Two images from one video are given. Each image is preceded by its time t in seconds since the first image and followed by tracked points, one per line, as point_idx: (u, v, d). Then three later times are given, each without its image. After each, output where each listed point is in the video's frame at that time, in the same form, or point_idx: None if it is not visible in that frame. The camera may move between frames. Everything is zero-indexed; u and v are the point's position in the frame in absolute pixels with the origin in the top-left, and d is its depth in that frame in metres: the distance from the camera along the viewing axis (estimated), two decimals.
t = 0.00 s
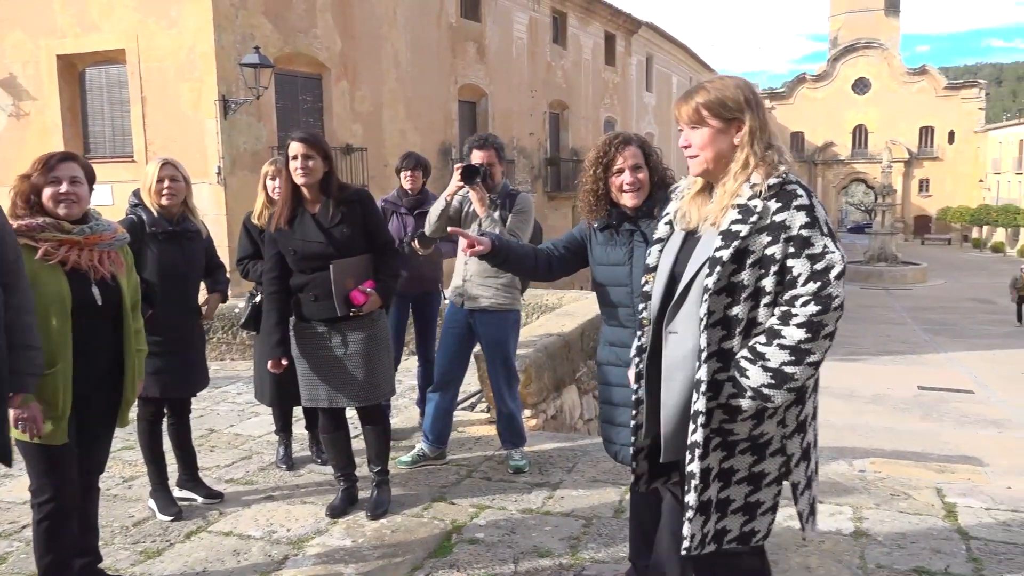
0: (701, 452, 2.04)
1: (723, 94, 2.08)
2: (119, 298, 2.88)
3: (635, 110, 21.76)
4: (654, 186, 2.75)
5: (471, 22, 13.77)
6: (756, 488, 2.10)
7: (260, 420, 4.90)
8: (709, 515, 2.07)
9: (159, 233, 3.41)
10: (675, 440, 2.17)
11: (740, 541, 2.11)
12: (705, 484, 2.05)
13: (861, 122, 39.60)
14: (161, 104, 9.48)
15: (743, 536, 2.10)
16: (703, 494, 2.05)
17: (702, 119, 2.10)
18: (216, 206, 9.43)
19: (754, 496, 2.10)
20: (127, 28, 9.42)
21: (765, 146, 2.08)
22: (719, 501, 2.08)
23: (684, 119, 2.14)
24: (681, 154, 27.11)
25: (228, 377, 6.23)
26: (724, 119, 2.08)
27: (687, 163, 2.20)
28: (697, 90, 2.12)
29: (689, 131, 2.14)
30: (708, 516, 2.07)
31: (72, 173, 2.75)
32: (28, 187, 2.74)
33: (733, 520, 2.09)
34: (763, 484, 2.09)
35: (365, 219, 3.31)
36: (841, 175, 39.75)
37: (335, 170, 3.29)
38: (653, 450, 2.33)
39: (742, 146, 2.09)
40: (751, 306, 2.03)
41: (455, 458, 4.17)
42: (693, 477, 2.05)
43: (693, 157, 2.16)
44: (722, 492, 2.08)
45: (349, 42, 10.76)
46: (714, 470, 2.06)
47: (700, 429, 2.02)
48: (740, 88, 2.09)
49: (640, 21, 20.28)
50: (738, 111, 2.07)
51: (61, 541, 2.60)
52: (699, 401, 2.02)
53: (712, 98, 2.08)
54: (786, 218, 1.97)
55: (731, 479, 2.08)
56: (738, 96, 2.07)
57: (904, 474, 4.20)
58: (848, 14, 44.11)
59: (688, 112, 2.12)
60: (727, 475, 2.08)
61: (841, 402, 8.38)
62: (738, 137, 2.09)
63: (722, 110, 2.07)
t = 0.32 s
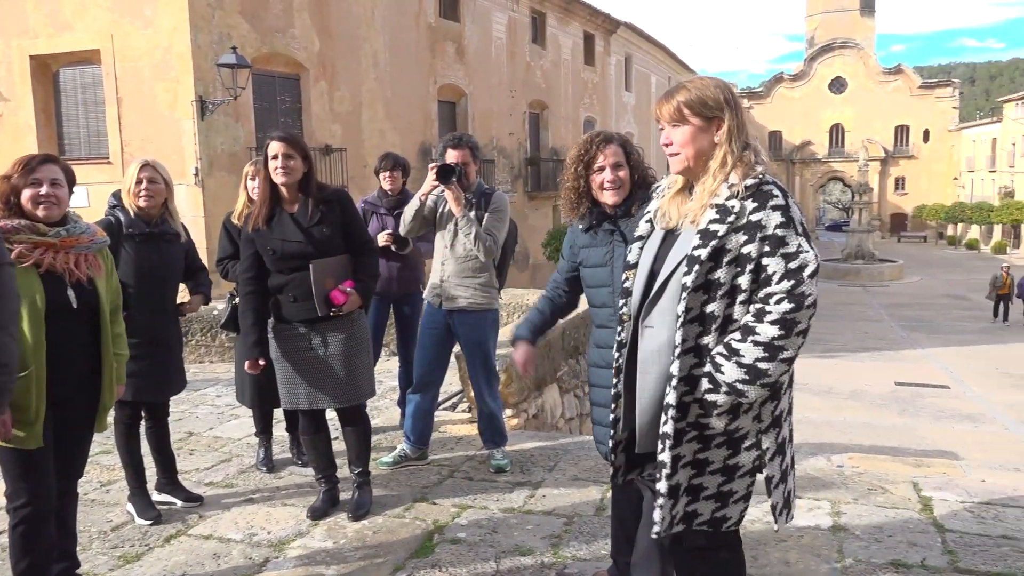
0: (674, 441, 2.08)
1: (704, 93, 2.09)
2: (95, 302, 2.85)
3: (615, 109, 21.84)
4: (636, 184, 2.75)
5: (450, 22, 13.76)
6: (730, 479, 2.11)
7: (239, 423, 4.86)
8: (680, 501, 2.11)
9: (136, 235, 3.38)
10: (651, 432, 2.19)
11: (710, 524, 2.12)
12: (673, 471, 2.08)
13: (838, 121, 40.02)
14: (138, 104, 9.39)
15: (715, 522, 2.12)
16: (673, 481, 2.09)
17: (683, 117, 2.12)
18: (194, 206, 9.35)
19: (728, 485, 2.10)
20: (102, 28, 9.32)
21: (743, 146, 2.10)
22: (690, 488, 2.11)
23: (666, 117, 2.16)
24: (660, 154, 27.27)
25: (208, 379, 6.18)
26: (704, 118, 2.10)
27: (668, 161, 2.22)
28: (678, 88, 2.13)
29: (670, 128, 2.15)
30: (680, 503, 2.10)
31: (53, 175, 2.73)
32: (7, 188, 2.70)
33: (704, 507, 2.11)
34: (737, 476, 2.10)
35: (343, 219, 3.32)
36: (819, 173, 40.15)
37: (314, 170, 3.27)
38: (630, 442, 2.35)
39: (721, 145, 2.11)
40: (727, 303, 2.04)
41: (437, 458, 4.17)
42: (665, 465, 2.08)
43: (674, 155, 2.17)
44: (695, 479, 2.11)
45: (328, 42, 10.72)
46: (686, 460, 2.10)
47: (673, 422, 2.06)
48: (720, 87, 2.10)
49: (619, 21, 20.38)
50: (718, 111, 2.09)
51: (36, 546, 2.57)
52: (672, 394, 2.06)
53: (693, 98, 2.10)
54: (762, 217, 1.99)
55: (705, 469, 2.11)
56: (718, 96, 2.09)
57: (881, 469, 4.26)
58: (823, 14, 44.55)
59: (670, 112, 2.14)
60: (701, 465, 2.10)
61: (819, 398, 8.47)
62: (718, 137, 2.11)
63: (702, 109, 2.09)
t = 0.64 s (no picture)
0: (653, 441, 2.11)
1: (687, 94, 2.10)
2: (72, 303, 2.83)
3: (593, 112, 21.93)
4: (610, 183, 2.70)
5: (429, 23, 13.75)
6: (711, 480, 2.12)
7: (216, 427, 4.82)
8: (658, 502, 2.13)
9: (106, 237, 3.31)
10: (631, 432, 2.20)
11: (693, 530, 2.11)
12: (651, 470, 2.12)
13: (814, 124, 40.47)
14: (112, 104, 9.28)
15: (698, 526, 2.10)
16: (651, 481, 2.12)
17: (666, 117, 2.11)
18: (170, 208, 9.25)
19: (710, 487, 2.09)
20: (76, 28, 9.22)
21: (723, 147, 2.12)
22: (671, 489, 2.13)
23: (648, 117, 2.15)
24: (639, 156, 27.43)
25: (183, 382, 6.12)
26: (688, 118, 2.10)
27: (650, 161, 2.22)
28: (661, 88, 2.13)
29: (654, 128, 2.15)
30: (659, 504, 2.12)
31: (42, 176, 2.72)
32: None
33: (686, 509, 2.11)
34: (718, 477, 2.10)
35: (324, 222, 3.31)
36: (795, 176, 40.61)
37: (293, 173, 3.26)
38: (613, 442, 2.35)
39: (704, 145, 2.12)
40: (706, 303, 2.06)
41: (414, 461, 4.16)
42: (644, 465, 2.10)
43: (657, 155, 2.17)
44: (676, 480, 2.12)
45: (305, 42, 10.67)
46: (666, 460, 2.12)
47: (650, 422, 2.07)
48: (702, 88, 2.11)
49: (597, 24, 20.46)
50: (701, 111, 2.10)
51: (10, 553, 2.52)
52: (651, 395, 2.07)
53: (676, 98, 2.10)
54: (740, 218, 2.01)
55: (687, 470, 2.12)
56: (701, 96, 2.10)
57: (855, 468, 4.31)
58: (799, 18, 45.03)
59: (653, 111, 2.13)
60: (682, 466, 2.12)
61: (795, 399, 8.56)
62: (701, 137, 2.13)
63: (686, 109, 2.09)
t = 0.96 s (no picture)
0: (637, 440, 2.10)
1: (668, 93, 2.11)
2: (53, 303, 2.82)
3: (575, 112, 22.00)
4: (587, 181, 2.70)
5: (410, 24, 13.74)
6: (693, 477, 2.14)
7: (197, 430, 4.79)
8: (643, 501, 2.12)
9: (74, 239, 3.26)
10: (614, 432, 2.20)
11: (674, 525, 2.14)
12: (636, 472, 2.10)
13: (793, 124, 40.82)
14: (90, 106, 9.19)
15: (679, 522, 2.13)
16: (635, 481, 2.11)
17: (648, 117, 2.12)
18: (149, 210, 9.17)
19: (691, 484, 2.13)
20: (52, 29, 9.12)
21: (705, 147, 2.13)
22: (654, 488, 2.12)
23: (629, 117, 2.16)
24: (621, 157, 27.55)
25: (164, 386, 6.08)
26: (669, 119, 2.12)
27: (632, 162, 2.23)
28: (642, 88, 2.14)
29: (634, 128, 2.16)
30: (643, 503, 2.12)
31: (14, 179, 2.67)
32: None
33: (668, 506, 2.13)
34: (699, 474, 2.13)
35: (310, 222, 3.30)
36: (775, 175, 40.93)
37: (283, 172, 3.24)
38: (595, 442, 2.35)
39: (686, 146, 2.14)
40: (689, 303, 2.07)
41: (397, 462, 4.14)
42: (627, 465, 2.09)
43: (638, 155, 2.18)
44: (659, 479, 2.12)
45: (285, 43, 10.63)
46: (650, 460, 2.11)
47: (635, 421, 2.07)
48: (684, 89, 2.12)
49: (578, 25, 20.53)
50: (682, 112, 2.11)
51: None
52: (636, 394, 2.07)
53: (657, 98, 2.11)
54: (723, 218, 2.03)
55: (669, 468, 2.13)
56: (682, 97, 2.11)
57: (836, 465, 4.35)
58: (778, 19, 45.38)
59: (634, 112, 2.14)
60: (665, 464, 2.12)
61: (776, 397, 8.64)
62: (682, 138, 2.14)
63: (667, 110, 2.10)
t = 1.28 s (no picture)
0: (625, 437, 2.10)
1: (653, 92, 2.11)
2: (41, 301, 2.81)
3: (565, 110, 22.03)
4: (573, 178, 2.66)
5: (399, 22, 13.72)
6: (680, 473, 2.15)
7: (186, 429, 4.77)
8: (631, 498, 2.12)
9: (53, 236, 3.23)
10: (602, 428, 2.21)
11: (662, 521, 2.14)
12: (625, 468, 2.10)
13: (783, 121, 40.97)
14: (77, 103, 9.12)
15: (666, 517, 2.14)
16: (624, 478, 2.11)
17: (633, 116, 2.12)
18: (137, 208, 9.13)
19: (678, 480, 2.15)
20: (38, 25, 9.05)
21: (690, 146, 2.14)
22: (641, 484, 2.13)
23: (614, 115, 2.15)
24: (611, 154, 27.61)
25: (153, 385, 6.05)
26: (654, 117, 2.12)
27: (617, 160, 2.23)
28: (626, 87, 2.14)
29: (620, 127, 2.16)
30: (631, 500, 2.12)
31: None
32: None
33: (656, 502, 2.14)
34: (686, 470, 2.14)
35: (305, 219, 3.29)
36: (765, 173, 41.08)
37: (279, 169, 3.23)
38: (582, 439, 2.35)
39: (671, 144, 2.14)
40: (676, 299, 2.08)
41: (387, 461, 4.14)
42: (615, 461, 2.09)
43: (623, 153, 2.18)
44: (646, 476, 2.13)
45: (274, 41, 10.60)
46: (638, 457, 2.11)
47: (624, 417, 2.07)
48: (669, 87, 2.13)
49: (568, 23, 20.54)
50: (668, 111, 2.12)
51: None
52: (623, 390, 2.07)
53: (641, 96, 2.11)
54: (709, 214, 2.04)
55: (656, 465, 2.13)
56: (667, 95, 2.12)
57: (826, 461, 4.38)
58: (768, 17, 45.54)
59: (619, 110, 2.14)
60: (652, 461, 2.13)
61: (765, 394, 8.68)
62: (667, 136, 2.15)
63: (652, 108, 2.11)
